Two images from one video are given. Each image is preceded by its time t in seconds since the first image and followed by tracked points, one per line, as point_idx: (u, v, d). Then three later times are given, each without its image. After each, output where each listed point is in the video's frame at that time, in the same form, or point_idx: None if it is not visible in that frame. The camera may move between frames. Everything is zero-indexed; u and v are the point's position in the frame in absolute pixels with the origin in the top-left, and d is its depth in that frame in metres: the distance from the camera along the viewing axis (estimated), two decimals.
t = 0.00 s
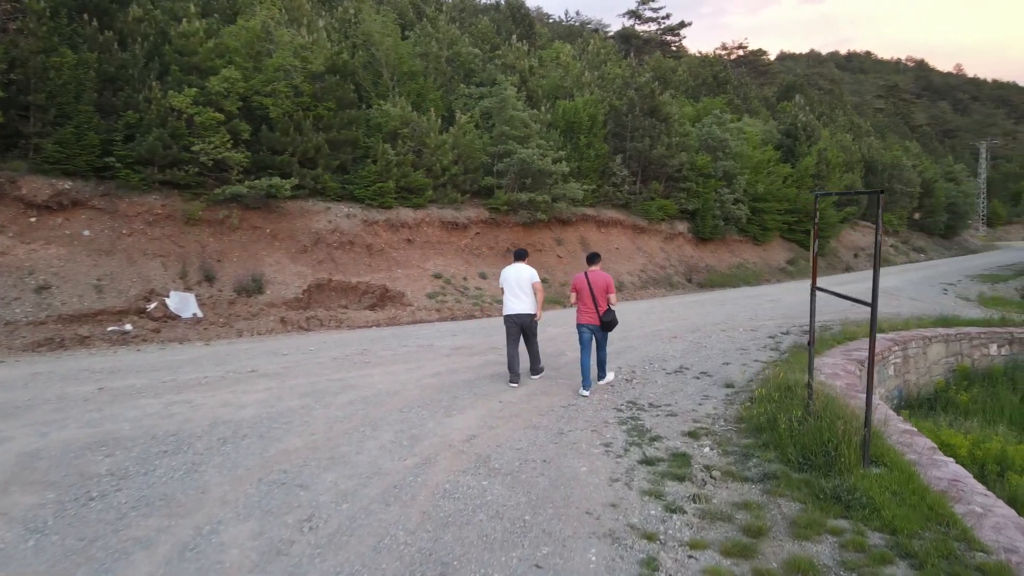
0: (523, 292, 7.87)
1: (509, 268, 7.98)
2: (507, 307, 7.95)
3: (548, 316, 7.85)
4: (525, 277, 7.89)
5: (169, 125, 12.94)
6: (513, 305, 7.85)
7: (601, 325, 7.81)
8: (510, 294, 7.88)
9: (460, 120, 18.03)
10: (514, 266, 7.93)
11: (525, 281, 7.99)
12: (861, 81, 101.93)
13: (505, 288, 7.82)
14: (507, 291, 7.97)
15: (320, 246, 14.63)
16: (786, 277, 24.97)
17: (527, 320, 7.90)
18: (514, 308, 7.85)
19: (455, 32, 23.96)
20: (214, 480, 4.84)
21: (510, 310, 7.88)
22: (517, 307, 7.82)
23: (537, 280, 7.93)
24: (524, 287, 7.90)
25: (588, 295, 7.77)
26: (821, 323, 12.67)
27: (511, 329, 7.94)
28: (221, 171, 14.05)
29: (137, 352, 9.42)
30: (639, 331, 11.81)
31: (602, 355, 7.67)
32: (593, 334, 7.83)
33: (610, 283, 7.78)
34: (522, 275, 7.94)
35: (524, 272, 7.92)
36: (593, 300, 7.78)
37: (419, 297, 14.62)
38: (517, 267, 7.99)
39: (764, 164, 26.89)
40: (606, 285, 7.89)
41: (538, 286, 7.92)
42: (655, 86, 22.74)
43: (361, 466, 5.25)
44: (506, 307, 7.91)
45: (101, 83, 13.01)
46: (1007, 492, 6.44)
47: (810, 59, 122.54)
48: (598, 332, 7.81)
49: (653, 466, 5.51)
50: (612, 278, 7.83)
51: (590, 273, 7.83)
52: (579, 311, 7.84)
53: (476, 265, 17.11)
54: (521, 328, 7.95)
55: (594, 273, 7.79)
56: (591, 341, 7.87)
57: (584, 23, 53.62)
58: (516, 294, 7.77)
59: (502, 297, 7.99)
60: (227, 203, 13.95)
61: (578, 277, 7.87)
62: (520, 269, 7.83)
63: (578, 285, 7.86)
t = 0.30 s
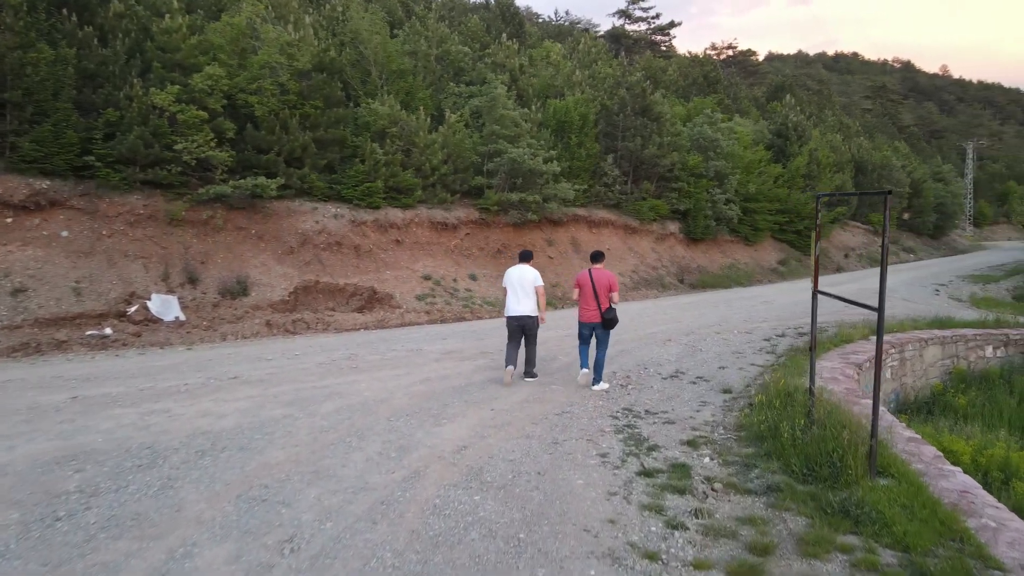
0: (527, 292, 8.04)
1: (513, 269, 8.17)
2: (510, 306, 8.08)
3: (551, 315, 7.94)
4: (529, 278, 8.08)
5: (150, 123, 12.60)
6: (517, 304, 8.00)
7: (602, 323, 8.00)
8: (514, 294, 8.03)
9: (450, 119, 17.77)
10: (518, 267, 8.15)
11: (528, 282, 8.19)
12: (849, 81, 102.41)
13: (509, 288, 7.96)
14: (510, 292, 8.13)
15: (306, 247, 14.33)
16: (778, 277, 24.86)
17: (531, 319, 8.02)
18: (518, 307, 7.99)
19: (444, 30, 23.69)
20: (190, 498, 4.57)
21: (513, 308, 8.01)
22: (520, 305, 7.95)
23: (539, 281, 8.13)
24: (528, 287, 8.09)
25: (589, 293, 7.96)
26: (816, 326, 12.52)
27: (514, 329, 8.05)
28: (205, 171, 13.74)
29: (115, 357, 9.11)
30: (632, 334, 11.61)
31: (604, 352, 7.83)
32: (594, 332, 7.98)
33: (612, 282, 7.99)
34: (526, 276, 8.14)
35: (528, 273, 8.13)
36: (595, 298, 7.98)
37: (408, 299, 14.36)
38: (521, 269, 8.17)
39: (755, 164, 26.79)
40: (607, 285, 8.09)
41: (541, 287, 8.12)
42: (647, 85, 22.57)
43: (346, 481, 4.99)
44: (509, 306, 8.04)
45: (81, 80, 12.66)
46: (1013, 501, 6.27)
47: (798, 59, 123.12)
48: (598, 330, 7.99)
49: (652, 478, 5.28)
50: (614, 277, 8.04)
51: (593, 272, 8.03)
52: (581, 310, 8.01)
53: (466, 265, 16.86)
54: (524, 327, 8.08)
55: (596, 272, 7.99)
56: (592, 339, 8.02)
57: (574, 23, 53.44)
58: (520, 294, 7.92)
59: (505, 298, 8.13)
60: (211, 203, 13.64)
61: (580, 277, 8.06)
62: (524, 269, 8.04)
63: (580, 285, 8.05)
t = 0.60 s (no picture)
0: (524, 291, 7.91)
1: (511, 268, 8.08)
2: (507, 305, 7.98)
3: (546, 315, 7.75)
4: (527, 277, 7.94)
5: (131, 120, 12.26)
6: (513, 303, 7.89)
7: (602, 325, 7.80)
8: (511, 292, 7.91)
9: (439, 117, 17.46)
10: (518, 266, 8.05)
11: (528, 282, 8.06)
12: (837, 81, 102.81)
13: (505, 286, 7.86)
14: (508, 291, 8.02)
15: (293, 248, 14.00)
16: (770, 278, 24.73)
17: (526, 318, 7.86)
18: (514, 306, 7.87)
19: (433, 27, 23.37)
20: (162, 519, 4.27)
21: (509, 307, 7.89)
22: (515, 304, 7.83)
23: (539, 281, 7.97)
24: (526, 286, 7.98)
25: (587, 293, 7.80)
26: (812, 328, 12.33)
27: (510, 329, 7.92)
28: (187, 169, 13.41)
29: (92, 362, 8.76)
30: (626, 336, 11.36)
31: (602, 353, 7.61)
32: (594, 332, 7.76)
33: (611, 282, 7.78)
34: (525, 276, 8.02)
35: (527, 272, 8.02)
36: (593, 298, 7.80)
37: (397, 301, 14.07)
38: (520, 268, 8.06)
39: (747, 164, 26.65)
40: (608, 285, 7.90)
41: (539, 287, 7.96)
42: (639, 84, 22.34)
43: (330, 498, 4.70)
44: (506, 305, 7.93)
45: (58, 75, 12.27)
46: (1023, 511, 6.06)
47: (787, 59, 123.53)
48: (598, 330, 7.78)
49: (652, 493, 5.03)
50: (614, 277, 7.84)
51: (591, 272, 7.87)
52: (579, 310, 7.86)
53: (456, 266, 16.58)
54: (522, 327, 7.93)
55: (594, 272, 7.83)
56: (593, 340, 7.83)
57: (565, 21, 53.20)
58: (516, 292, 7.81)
59: (504, 298, 8.03)
60: (194, 202, 13.29)
61: (579, 276, 7.91)
62: (521, 268, 7.91)
63: (579, 285, 7.91)
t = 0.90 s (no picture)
0: (521, 293, 7.92)
1: (506, 270, 8.10)
2: (503, 307, 7.98)
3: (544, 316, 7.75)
4: (522, 279, 7.96)
5: (110, 117, 11.87)
6: (510, 305, 7.92)
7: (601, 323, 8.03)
8: (508, 295, 7.93)
9: (429, 115, 17.10)
10: (514, 269, 8.09)
11: (523, 283, 8.09)
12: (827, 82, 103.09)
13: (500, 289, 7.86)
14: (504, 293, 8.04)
15: (278, 249, 13.64)
16: (763, 278, 24.53)
17: (525, 320, 7.87)
18: (512, 308, 7.89)
19: (423, 25, 23.02)
20: (128, 546, 3.94)
21: (506, 310, 7.90)
22: (513, 306, 7.84)
23: (533, 281, 7.99)
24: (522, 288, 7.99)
25: (585, 294, 8.01)
26: (810, 331, 12.10)
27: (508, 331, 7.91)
28: (170, 168, 13.03)
29: (66, 370, 8.40)
30: (621, 340, 11.09)
31: (604, 352, 7.86)
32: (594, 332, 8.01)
33: (607, 281, 8.04)
34: (521, 278, 8.03)
35: (523, 274, 8.04)
36: (591, 298, 8.02)
37: (385, 303, 13.75)
38: (515, 270, 8.08)
39: (740, 164, 26.47)
40: (602, 283, 8.12)
41: (535, 288, 7.98)
42: (631, 83, 22.10)
43: (310, 520, 4.38)
44: (503, 308, 7.93)
45: (34, 71, 11.84)
46: None
47: (776, 60, 123.79)
48: (598, 330, 8.03)
49: (653, 511, 4.75)
50: (608, 277, 8.09)
51: (587, 272, 8.10)
52: (578, 311, 8.05)
53: (446, 267, 16.26)
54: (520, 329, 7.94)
55: (590, 272, 8.05)
56: (593, 340, 8.04)
57: (555, 20, 52.84)
58: (513, 294, 7.81)
59: (500, 300, 8.04)
60: (177, 202, 12.91)
61: (574, 278, 8.12)
62: (516, 269, 7.94)
63: (575, 287, 8.11)
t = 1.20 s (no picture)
0: (519, 293, 8.04)
1: (504, 269, 8.19)
2: (504, 306, 8.13)
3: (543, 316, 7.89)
4: (519, 278, 8.05)
5: (89, 112, 11.46)
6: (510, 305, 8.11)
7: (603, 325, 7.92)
8: (507, 295, 8.07)
9: (420, 111, 16.73)
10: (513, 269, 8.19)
11: (521, 281, 8.17)
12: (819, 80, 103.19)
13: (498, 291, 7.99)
14: (503, 291, 8.18)
15: (265, 249, 13.25)
16: (758, 278, 24.30)
17: (525, 319, 8.03)
18: (511, 308, 8.06)
19: (415, 20, 22.65)
20: None
21: (505, 310, 8.07)
22: (511, 307, 7.99)
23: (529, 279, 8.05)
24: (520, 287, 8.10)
25: (587, 294, 7.88)
26: (810, 333, 11.83)
27: (509, 329, 8.12)
28: (152, 165, 12.62)
29: (38, 376, 8.02)
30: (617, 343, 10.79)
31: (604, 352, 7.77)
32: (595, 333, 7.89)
33: (609, 282, 7.90)
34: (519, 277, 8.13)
35: (521, 274, 8.13)
36: (593, 299, 7.89)
37: (375, 304, 13.41)
38: (513, 268, 8.16)
39: (734, 162, 26.21)
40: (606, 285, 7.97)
41: (532, 286, 8.06)
42: (626, 79, 21.76)
43: (289, 545, 4.04)
44: (503, 307, 8.10)
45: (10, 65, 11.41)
46: None
47: (768, 58, 123.85)
48: (599, 330, 7.90)
49: (658, 532, 4.43)
50: (611, 277, 7.94)
51: (590, 272, 7.95)
52: (579, 310, 7.93)
53: (438, 267, 15.92)
54: (522, 326, 8.12)
55: (592, 272, 7.90)
56: (593, 340, 7.93)
57: (548, 17, 52.49)
58: (510, 296, 7.95)
59: (500, 299, 8.20)
60: (159, 200, 12.50)
61: (577, 277, 7.98)
62: (512, 269, 8.00)
63: (577, 286, 7.98)
